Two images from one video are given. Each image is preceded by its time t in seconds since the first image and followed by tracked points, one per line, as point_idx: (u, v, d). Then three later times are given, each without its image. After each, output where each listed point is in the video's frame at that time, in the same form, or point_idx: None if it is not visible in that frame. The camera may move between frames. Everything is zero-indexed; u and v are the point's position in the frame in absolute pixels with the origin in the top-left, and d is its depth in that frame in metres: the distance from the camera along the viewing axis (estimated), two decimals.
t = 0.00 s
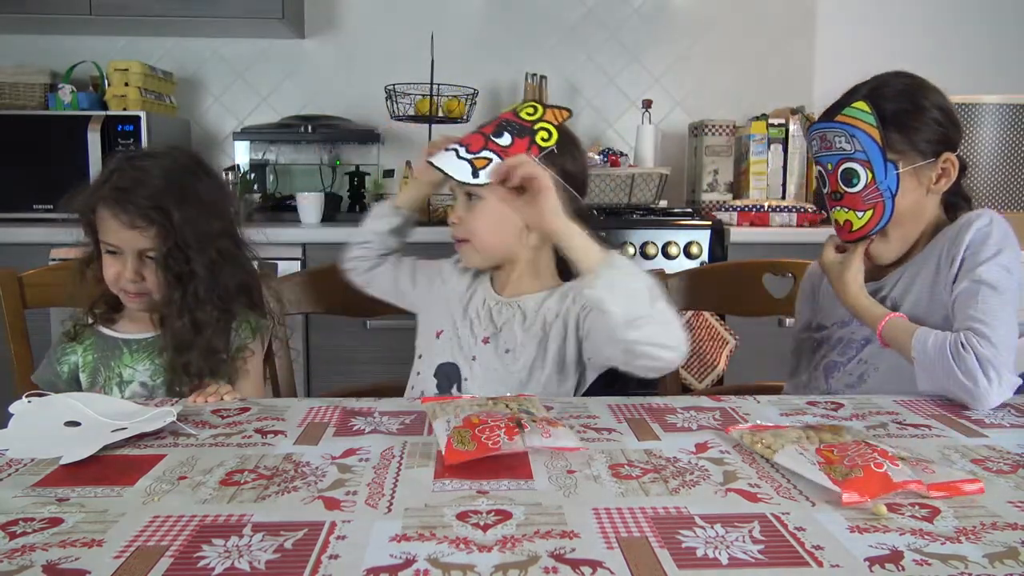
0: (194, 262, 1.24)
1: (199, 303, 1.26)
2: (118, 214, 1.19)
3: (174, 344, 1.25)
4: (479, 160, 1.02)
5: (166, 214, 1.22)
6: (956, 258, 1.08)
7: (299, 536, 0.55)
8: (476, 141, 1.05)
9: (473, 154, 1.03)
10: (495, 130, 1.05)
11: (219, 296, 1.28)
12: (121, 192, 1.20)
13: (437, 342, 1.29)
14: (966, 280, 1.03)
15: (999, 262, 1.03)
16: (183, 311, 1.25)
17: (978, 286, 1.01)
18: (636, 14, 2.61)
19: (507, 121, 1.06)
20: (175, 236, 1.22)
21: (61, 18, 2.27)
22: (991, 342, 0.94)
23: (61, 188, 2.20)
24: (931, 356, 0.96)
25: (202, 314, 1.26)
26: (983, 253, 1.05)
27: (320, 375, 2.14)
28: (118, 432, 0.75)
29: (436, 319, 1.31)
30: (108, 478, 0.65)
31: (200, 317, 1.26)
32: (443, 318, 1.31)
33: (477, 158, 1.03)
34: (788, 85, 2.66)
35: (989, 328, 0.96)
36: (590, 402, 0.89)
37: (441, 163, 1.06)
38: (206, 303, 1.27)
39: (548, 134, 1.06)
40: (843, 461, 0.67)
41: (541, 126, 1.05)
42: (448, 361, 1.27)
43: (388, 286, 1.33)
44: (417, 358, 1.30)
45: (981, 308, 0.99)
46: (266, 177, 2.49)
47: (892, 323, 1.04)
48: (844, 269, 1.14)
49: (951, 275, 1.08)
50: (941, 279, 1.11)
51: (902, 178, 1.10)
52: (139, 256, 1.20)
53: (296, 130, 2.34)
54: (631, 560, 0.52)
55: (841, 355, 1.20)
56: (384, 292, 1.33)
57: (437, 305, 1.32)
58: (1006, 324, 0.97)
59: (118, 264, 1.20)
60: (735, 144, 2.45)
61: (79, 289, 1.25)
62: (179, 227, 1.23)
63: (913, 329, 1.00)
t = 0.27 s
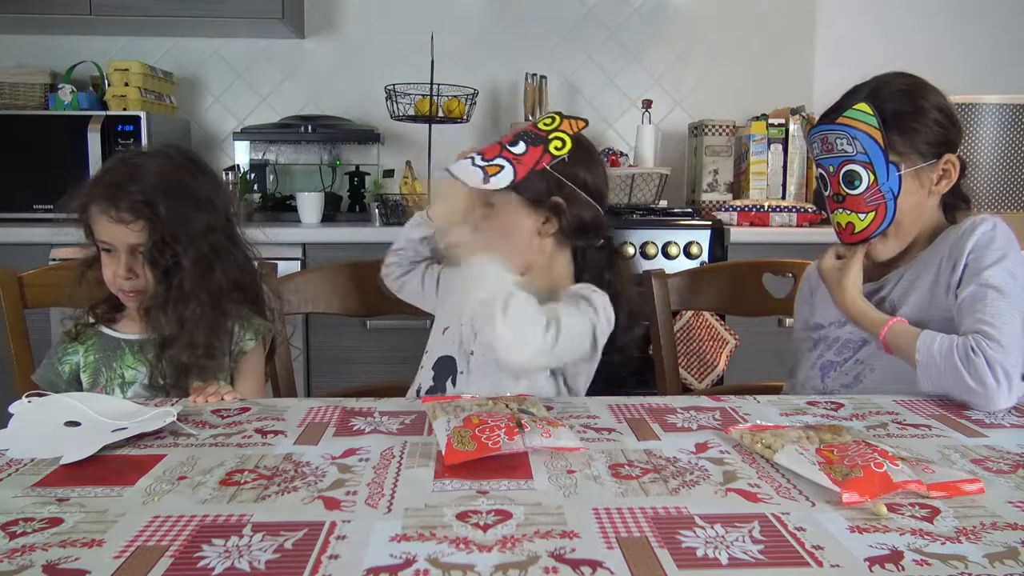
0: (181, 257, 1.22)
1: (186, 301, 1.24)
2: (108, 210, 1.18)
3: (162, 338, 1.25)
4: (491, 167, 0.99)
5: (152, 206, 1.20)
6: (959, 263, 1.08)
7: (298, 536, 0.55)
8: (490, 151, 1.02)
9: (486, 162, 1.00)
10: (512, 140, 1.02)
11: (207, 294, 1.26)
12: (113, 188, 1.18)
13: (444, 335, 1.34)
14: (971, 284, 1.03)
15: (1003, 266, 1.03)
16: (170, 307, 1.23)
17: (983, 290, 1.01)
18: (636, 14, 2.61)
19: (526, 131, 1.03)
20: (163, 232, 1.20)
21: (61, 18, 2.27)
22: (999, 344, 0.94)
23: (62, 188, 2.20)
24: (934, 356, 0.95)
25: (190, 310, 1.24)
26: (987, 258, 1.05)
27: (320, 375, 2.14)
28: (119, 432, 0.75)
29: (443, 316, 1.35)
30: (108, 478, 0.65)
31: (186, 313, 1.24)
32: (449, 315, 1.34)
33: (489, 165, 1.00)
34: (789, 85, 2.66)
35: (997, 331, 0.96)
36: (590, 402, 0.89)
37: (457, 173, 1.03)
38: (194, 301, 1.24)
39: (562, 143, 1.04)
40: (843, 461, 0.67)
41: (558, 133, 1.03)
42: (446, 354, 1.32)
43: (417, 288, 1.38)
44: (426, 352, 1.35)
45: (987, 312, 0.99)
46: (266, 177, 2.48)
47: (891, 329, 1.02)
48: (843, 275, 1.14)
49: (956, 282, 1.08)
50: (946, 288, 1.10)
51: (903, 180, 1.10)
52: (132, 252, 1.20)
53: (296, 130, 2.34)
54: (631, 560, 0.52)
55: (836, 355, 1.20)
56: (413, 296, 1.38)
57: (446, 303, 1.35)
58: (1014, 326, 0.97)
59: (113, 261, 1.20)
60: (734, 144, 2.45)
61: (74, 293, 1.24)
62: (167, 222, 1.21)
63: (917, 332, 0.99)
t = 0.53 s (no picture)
0: (171, 252, 1.22)
1: (177, 300, 1.23)
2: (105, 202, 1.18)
3: (153, 337, 1.23)
4: (499, 164, 1.09)
5: (147, 199, 1.20)
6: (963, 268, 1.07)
7: (298, 536, 0.55)
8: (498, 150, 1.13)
9: (496, 159, 1.11)
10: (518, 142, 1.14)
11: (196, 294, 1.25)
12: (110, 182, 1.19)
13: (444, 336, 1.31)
14: (975, 288, 1.03)
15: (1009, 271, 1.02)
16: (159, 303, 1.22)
17: (986, 294, 1.01)
18: (636, 14, 2.61)
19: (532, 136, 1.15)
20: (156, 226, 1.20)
21: (61, 19, 2.27)
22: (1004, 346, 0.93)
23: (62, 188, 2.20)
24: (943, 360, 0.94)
25: (178, 307, 1.23)
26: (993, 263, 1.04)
27: (320, 375, 2.14)
28: (119, 432, 0.75)
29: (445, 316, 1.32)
30: (108, 478, 0.65)
31: (173, 311, 1.23)
32: (450, 314, 1.32)
33: (498, 164, 1.10)
34: (789, 85, 2.66)
35: (1002, 333, 0.95)
36: (591, 402, 0.89)
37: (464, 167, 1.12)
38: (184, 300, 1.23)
39: (568, 150, 1.16)
40: (843, 461, 0.67)
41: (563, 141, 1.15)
42: (451, 354, 1.29)
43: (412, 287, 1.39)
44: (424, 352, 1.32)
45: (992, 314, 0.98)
46: (266, 177, 2.48)
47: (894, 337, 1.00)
48: (843, 286, 1.11)
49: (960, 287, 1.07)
50: (949, 292, 1.10)
51: (895, 188, 1.11)
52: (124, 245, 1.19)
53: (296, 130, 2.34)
54: (631, 560, 0.52)
55: (834, 355, 1.20)
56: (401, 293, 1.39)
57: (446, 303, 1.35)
58: (1020, 329, 0.96)
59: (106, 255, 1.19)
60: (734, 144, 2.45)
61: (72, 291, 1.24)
62: (161, 217, 1.21)
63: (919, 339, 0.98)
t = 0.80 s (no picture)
0: (179, 252, 1.22)
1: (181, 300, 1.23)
2: (110, 199, 1.18)
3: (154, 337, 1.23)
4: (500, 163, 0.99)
5: (155, 198, 1.21)
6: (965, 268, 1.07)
7: (298, 537, 0.55)
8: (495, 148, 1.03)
9: (495, 158, 1.00)
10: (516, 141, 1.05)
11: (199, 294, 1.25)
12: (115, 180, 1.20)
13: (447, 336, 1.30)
14: (978, 288, 1.02)
15: (1010, 273, 1.02)
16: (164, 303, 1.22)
17: (988, 295, 1.01)
18: (636, 14, 2.61)
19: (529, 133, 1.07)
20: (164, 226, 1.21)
21: (62, 19, 2.27)
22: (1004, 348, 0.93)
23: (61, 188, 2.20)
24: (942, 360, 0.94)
25: (184, 307, 1.23)
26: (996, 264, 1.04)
27: (320, 375, 2.14)
28: (118, 432, 0.75)
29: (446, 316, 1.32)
30: (108, 478, 0.65)
31: (180, 310, 1.23)
32: (451, 314, 1.31)
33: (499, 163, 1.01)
34: (788, 86, 2.66)
35: (1002, 335, 0.95)
36: (591, 402, 0.89)
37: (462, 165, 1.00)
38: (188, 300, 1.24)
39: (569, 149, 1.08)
40: (843, 461, 0.67)
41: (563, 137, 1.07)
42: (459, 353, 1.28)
43: (400, 288, 1.37)
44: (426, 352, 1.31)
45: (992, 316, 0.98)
46: (266, 177, 2.48)
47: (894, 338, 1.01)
48: (843, 290, 1.11)
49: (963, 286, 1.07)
50: (951, 293, 1.10)
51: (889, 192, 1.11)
52: (127, 244, 1.19)
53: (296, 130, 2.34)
54: (631, 560, 0.52)
55: (834, 353, 1.20)
56: (389, 292, 1.38)
57: (446, 303, 1.34)
58: (1021, 330, 0.96)
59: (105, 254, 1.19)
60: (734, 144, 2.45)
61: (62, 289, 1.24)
62: (168, 217, 1.21)
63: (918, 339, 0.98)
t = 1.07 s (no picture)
0: (173, 271, 1.22)
1: (178, 316, 1.24)
2: (100, 220, 1.17)
3: (152, 356, 1.23)
4: (520, 166, 1.14)
5: (145, 220, 1.20)
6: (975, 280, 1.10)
7: (298, 537, 0.55)
8: (508, 149, 1.16)
9: (512, 161, 1.15)
10: (520, 135, 1.18)
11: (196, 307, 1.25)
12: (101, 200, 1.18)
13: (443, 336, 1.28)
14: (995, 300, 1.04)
15: None
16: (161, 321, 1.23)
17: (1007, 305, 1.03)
18: (636, 14, 2.61)
19: (528, 126, 1.19)
20: (156, 247, 1.20)
21: (62, 19, 2.27)
22: None
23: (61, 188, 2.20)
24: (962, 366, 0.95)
25: (180, 325, 1.24)
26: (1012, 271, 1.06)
27: (320, 375, 2.14)
28: (119, 432, 0.75)
29: (440, 315, 1.30)
30: (108, 478, 0.65)
31: (177, 327, 1.24)
32: (445, 314, 1.30)
33: (516, 165, 1.16)
34: (788, 86, 2.66)
35: None
36: (591, 402, 0.89)
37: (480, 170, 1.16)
38: (185, 316, 1.24)
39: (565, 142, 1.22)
40: (843, 461, 0.67)
41: (557, 129, 1.21)
42: (456, 353, 1.26)
43: (378, 290, 1.35)
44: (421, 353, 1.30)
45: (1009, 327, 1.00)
46: (266, 177, 2.50)
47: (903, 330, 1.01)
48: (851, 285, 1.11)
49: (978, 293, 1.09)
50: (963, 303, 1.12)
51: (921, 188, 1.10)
52: (120, 263, 1.18)
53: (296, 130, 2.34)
54: (631, 560, 0.52)
55: (836, 354, 1.19)
56: (367, 295, 1.35)
57: (438, 304, 1.32)
58: None
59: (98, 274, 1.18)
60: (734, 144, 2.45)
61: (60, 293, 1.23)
62: (160, 238, 1.21)
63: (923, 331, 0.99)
